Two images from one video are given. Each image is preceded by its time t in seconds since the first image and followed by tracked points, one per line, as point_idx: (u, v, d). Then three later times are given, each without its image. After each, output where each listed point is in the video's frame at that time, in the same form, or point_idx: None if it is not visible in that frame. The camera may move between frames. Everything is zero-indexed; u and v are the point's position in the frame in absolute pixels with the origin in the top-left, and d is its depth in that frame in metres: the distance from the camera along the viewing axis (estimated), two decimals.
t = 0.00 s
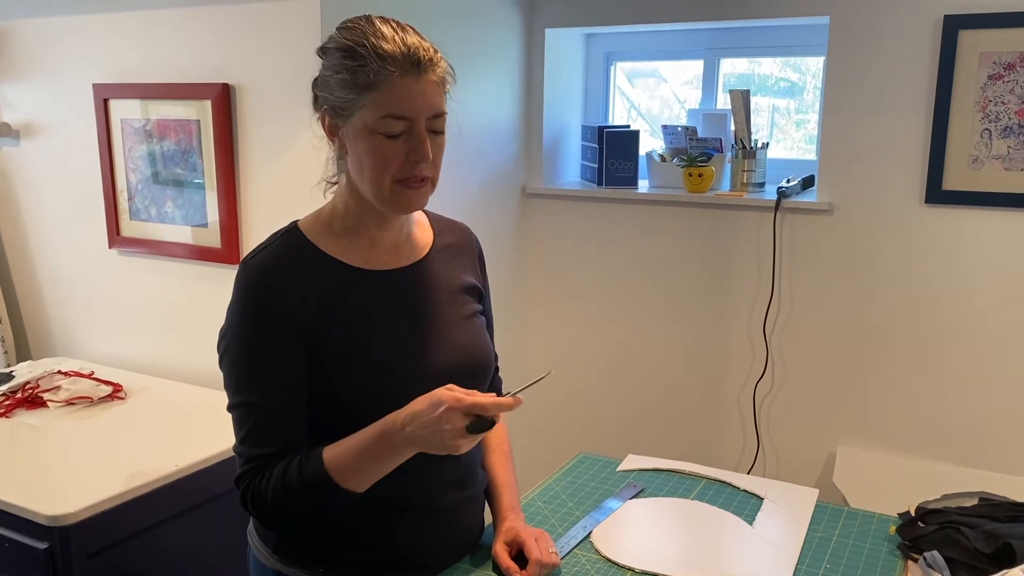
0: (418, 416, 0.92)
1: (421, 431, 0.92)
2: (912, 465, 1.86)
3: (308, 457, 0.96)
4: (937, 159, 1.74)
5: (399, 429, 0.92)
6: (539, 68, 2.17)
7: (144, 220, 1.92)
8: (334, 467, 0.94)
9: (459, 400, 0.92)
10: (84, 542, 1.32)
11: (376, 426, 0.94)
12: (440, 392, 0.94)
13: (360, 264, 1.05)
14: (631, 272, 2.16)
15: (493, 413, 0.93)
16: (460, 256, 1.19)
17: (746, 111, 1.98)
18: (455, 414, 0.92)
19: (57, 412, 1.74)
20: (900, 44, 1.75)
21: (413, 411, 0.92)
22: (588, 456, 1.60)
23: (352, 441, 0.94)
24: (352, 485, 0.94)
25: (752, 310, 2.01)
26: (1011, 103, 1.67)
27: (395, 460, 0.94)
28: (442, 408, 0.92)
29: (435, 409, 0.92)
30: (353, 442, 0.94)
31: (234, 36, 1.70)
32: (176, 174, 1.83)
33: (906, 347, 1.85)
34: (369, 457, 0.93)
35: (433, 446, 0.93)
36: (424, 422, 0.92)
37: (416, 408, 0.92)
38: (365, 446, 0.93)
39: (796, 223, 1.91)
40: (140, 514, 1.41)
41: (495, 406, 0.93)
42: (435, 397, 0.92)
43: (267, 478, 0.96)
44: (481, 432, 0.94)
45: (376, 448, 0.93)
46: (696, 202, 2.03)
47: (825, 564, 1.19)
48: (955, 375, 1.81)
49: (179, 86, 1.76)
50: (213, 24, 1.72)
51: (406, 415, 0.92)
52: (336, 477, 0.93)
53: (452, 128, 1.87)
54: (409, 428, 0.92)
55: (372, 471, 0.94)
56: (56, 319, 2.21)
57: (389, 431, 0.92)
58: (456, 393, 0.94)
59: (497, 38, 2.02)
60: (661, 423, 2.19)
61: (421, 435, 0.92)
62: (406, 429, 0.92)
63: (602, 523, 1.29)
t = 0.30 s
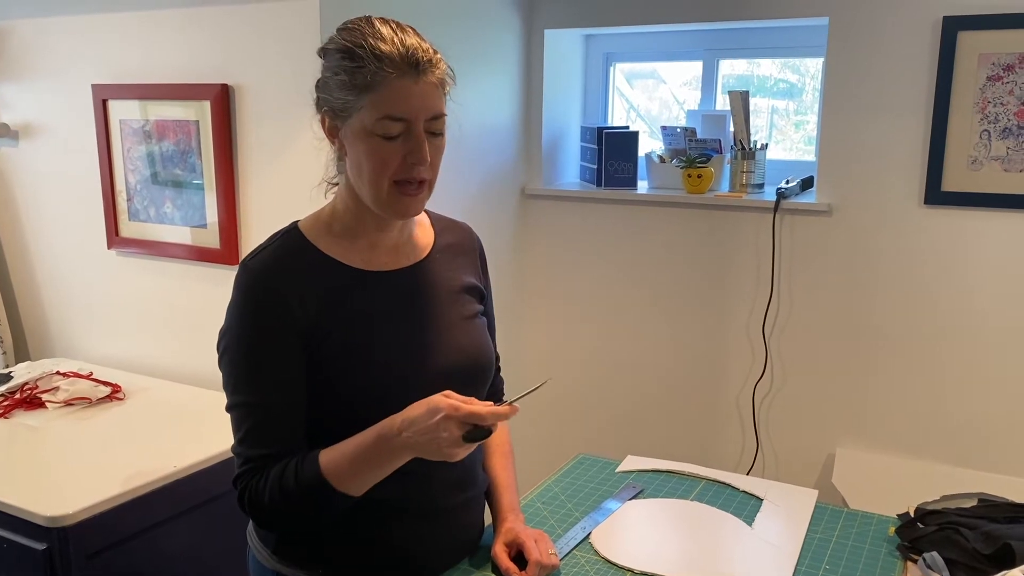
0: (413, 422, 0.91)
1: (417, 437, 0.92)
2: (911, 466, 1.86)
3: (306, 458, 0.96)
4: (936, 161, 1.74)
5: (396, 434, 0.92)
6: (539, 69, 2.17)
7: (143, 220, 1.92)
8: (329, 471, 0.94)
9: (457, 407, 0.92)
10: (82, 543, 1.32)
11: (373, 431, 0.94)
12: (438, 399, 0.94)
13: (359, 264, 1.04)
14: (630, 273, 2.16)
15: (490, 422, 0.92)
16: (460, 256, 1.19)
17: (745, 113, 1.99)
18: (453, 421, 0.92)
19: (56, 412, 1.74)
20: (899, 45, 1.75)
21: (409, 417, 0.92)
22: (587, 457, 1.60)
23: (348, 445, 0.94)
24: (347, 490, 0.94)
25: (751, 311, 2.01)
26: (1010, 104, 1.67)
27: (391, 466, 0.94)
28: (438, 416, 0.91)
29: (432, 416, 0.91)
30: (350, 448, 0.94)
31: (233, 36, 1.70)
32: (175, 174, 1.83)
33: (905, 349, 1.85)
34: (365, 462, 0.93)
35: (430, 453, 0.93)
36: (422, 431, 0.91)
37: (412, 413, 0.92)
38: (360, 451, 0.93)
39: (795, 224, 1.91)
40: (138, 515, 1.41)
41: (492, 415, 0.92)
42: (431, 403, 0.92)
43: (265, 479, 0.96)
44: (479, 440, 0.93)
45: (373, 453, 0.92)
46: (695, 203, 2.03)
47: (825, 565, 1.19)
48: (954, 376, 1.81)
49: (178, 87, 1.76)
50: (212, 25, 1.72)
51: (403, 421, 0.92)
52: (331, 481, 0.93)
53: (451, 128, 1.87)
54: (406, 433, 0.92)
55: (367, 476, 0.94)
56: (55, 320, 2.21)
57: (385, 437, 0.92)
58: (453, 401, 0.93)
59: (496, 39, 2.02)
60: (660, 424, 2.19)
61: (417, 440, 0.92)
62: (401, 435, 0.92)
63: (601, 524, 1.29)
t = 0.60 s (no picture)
0: (409, 417, 0.90)
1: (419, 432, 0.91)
2: (911, 466, 1.86)
3: (303, 458, 0.95)
4: (935, 161, 1.74)
5: (392, 431, 0.91)
6: (538, 70, 2.17)
7: (142, 221, 1.92)
8: (328, 473, 0.93)
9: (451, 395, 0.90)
10: (81, 543, 1.32)
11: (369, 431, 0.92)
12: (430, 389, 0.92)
13: (358, 265, 1.04)
14: (629, 274, 2.16)
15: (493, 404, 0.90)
16: (460, 258, 1.19)
17: (745, 113, 1.98)
18: (452, 410, 0.90)
19: (54, 413, 1.74)
20: (899, 45, 1.75)
21: (404, 412, 0.91)
22: (586, 458, 1.60)
23: (344, 445, 0.93)
24: (349, 487, 0.94)
25: (751, 311, 2.01)
26: (1010, 105, 1.67)
27: (392, 457, 0.94)
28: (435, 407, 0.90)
29: (427, 409, 0.90)
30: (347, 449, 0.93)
31: (232, 36, 1.70)
32: (174, 175, 1.83)
33: (904, 349, 1.85)
34: (363, 460, 0.92)
35: (430, 440, 0.92)
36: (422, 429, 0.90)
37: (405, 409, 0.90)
38: (358, 450, 0.92)
39: (795, 224, 1.91)
40: (137, 516, 1.41)
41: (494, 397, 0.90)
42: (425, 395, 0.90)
43: (263, 481, 0.96)
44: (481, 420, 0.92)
45: (370, 450, 0.92)
46: (695, 203, 2.03)
47: (824, 567, 1.19)
48: (953, 377, 1.81)
49: (177, 87, 1.76)
50: (211, 25, 1.72)
51: (397, 417, 0.91)
52: (332, 483, 0.93)
53: (450, 129, 1.87)
54: (404, 428, 0.91)
55: (369, 471, 0.93)
56: (53, 321, 2.21)
57: (381, 434, 0.91)
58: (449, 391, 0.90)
59: (496, 39, 2.02)
60: (660, 424, 2.19)
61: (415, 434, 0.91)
62: (400, 430, 0.91)
63: (600, 526, 1.29)
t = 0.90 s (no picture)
0: (430, 432, 0.92)
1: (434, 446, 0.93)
2: (910, 467, 1.86)
3: (308, 464, 0.95)
4: (934, 161, 1.74)
5: (412, 447, 0.92)
6: (537, 70, 2.17)
7: (141, 221, 1.92)
8: (340, 485, 0.93)
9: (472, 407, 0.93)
10: (79, 544, 1.31)
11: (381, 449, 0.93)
12: (446, 403, 0.94)
13: (358, 267, 1.04)
14: (629, 274, 2.16)
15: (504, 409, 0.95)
16: (457, 258, 1.19)
17: (744, 114, 1.98)
18: (473, 422, 0.93)
19: (53, 414, 1.74)
20: (898, 45, 1.75)
21: (421, 427, 0.92)
22: (585, 459, 1.60)
23: (357, 459, 0.93)
24: (361, 497, 0.95)
25: (750, 312, 2.01)
26: (1009, 105, 1.67)
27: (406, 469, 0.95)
28: (457, 420, 0.92)
29: (450, 423, 0.92)
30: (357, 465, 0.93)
31: (231, 37, 1.69)
32: (173, 175, 1.83)
33: (904, 350, 1.85)
34: (379, 475, 0.93)
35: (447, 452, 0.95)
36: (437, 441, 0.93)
37: (426, 425, 0.92)
38: (376, 465, 0.92)
39: (794, 225, 1.91)
40: (135, 517, 1.41)
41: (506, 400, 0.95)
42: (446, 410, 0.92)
43: (266, 485, 0.96)
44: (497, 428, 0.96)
45: (387, 465, 0.93)
46: (694, 204, 2.03)
47: (824, 567, 1.19)
48: (953, 378, 1.81)
49: (176, 88, 1.76)
50: (210, 26, 1.72)
51: (417, 432, 0.92)
52: (344, 495, 0.93)
53: (449, 129, 1.86)
54: (425, 442, 0.92)
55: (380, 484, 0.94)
56: (52, 321, 2.20)
57: (400, 450, 0.92)
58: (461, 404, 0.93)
59: (495, 38, 2.02)
60: (659, 425, 2.19)
61: (435, 448, 0.93)
62: (420, 445, 0.92)
63: (599, 527, 1.29)
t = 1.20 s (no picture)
0: (431, 430, 0.92)
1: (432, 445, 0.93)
2: (910, 467, 1.85)
3: (308, 463, 0.95)
4: (934, 161, 1.74)
5: (413, 445, 0.92)
6: (537, 70, 2.17)
7: (140, 221, 1.92)
8: (340, 485, 0.93)
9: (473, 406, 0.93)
10: (78, 545, 1.31)
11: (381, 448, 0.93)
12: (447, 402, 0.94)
13: (357, 267, 1.04)
14: (628, 274, 2.16)
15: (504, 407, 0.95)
16: (456, 257, 1.19)
17: (744, 113, 1.98)
18: (473, 420, 0.93)
19: (52, 414, 1.73)
20: (897, 45, 1.75)
21: (420, 426, 0.92)
22: (585, 459, 1.60)
23: (357, 458, 0.93)
24: (361, 498, 0.95)
25: (750, 312, 2.01)
26: (1009, 105, 1.67)
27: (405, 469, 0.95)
28: (458, 418, 0.92)
29: (450, 421, 0.92)
30: (356, 464, 0.93)
31: (230, 37, 1.69)
32: (172, 175, 1.83)
33: (903, 349, 1.85)
34: (380, 474, 0.93)
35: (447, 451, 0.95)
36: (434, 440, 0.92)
37: (426, 422, 0.92)
38: (377, 464, 0.92)
39: (793, 225, 1.91)
40: (134, 517, 1.40)
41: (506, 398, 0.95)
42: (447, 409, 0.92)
43: (266, 485, 0.96)
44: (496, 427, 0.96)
45: (387, 464, 0.92)
46: (693, 204, 2.03)
47: (824, 567, 1.19)
48: (953, 378, 1.81)
49: (175, 87, 1.76)
50: (210, 26, 1.72)
51: (417, 431, 0.92)
52: (344, 494, 0.93)
53: (448, 128, 1.86)
54: (424, 441, 0.92)
55: (378, 484, 0.94)
56: (51, 322, 2.20)
57: (401, 448, 0.92)
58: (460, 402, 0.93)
59: (494, 38, 2.02)
60: (658, 425, 2.19)
61: (435, 447, 0.93)
62: (420, 444, 0.92)
63: (599, 527, 1.29)
